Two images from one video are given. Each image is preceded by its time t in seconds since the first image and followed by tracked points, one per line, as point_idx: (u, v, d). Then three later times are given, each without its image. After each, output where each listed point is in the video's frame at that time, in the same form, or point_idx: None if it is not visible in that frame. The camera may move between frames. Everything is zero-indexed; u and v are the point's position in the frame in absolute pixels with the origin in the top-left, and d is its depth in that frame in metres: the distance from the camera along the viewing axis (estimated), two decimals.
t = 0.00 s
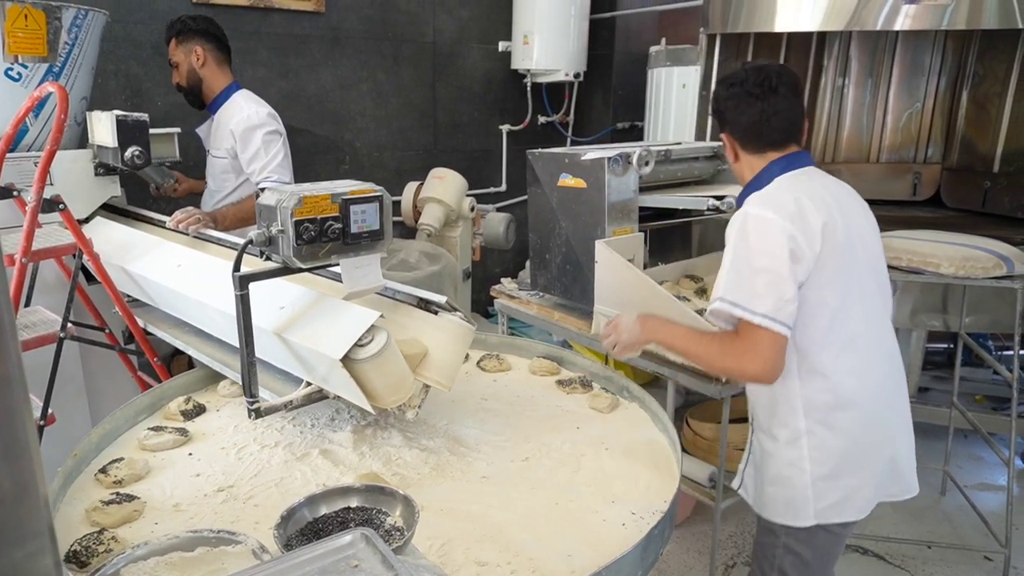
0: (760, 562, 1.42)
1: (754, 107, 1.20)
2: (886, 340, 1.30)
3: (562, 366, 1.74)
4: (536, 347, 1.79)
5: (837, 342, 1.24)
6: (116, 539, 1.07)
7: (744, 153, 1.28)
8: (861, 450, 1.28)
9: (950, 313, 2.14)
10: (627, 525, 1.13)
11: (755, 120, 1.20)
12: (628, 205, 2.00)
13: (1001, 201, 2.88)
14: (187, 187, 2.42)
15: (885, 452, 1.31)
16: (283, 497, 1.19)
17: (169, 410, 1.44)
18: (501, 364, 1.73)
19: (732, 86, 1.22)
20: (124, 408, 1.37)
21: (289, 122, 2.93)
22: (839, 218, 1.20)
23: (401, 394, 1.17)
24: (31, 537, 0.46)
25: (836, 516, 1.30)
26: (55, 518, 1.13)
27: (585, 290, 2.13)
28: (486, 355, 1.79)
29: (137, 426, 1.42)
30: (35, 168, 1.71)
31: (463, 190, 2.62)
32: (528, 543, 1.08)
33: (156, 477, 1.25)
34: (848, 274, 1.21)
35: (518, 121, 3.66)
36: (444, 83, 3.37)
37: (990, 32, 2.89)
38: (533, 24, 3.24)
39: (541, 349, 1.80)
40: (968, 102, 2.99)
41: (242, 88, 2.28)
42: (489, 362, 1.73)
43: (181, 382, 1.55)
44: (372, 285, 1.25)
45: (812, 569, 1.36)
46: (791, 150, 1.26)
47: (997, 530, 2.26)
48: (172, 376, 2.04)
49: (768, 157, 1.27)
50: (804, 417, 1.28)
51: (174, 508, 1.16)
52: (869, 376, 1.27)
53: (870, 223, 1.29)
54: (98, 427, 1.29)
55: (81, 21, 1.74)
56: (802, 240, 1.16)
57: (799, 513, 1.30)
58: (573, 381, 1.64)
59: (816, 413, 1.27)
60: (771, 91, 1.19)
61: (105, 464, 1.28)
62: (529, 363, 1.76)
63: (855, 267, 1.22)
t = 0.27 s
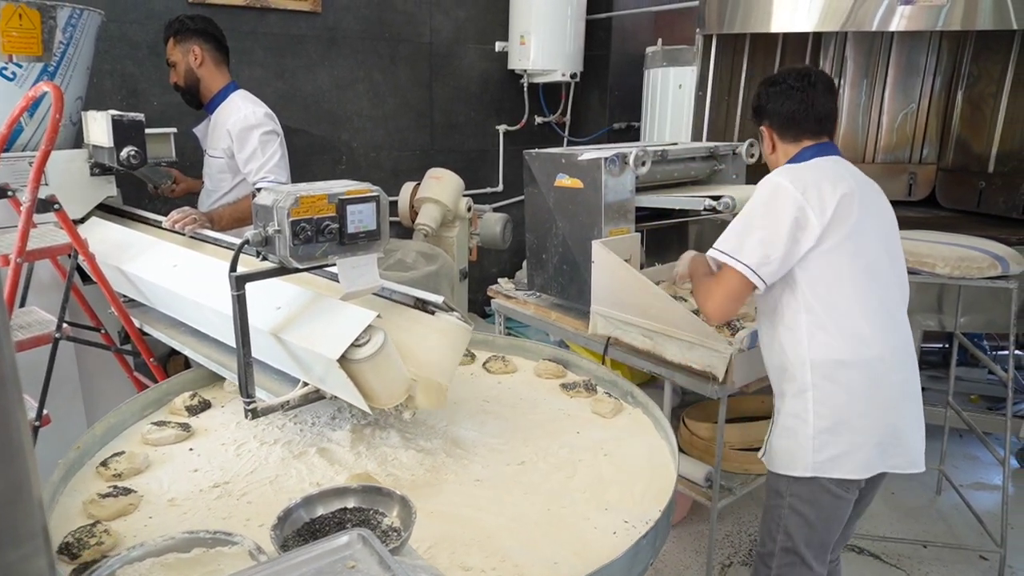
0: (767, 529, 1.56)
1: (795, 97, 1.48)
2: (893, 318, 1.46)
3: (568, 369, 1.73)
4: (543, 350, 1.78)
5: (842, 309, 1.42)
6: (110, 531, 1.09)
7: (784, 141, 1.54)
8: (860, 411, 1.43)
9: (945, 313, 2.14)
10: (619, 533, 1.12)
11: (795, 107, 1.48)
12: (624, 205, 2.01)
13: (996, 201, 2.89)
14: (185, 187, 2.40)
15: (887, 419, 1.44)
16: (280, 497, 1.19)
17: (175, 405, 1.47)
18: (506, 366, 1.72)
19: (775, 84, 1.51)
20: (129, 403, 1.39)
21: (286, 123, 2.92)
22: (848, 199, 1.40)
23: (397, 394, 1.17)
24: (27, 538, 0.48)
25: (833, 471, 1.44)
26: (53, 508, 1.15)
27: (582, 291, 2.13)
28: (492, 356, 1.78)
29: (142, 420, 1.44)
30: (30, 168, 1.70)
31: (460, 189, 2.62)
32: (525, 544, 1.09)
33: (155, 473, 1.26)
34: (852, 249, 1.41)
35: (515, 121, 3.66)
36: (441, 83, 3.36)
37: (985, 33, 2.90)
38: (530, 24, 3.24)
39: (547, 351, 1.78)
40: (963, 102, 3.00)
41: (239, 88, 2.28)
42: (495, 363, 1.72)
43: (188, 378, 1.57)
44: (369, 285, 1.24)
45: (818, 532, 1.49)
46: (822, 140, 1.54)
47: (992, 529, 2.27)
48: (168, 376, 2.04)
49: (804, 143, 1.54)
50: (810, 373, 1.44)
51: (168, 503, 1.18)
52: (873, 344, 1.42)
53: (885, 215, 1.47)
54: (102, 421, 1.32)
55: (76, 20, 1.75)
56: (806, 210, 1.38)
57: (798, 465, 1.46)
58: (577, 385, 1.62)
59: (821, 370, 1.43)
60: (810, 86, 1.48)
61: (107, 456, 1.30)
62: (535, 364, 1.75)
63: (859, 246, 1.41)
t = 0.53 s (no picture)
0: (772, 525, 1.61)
1: (798, 96, 1.61)
2: (877, 308, 1.52)
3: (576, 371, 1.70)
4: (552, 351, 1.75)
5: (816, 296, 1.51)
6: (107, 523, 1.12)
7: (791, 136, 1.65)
8: (834, 393, 1.50)
9: (944, 312, 2.14)
10: (611, 541, 1.10)
11: (796, 105, 1.60)
12: (623, 204, 2.00)
13: (994, 201, 2.89)
14: (183, 190, 2.41)
15: (862, 405, 1.49)
16: (278, 498, 1.19)
17: (181, 400, 1.48)
18: (513, 367, 1.70)
19: (779, 84, 1.63)
20: (137, 397, 1.42)
21: (284, 122, 2.92)
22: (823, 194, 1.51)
23: (396, 394, 1.17)
24: (25, 539, 0.48)
25: (808, 450, 1.52)
26: (55, 499, 1.18)
27: (580, 290, 2.13)
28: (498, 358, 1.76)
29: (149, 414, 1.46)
30: (27, 167, 1.70)
31: (459, 188, 2.62)
32: (523, 544, 1.09)
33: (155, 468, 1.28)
34: (824, 240, 1.51)
35: (513, 120, 3.66)
36: (439, 82, 3.36)
37: (983, 32, 2.90)
38: (528, 23, 3.24)
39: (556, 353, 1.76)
40: (961, 102, 3.00)
41: (238, 87, 2.27)
42: (501, 364, 1.70)
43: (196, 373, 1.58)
44: (367, 285, 1.23)
45: (819, 525, 1.54)
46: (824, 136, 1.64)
47: (990, 528, 2.27)
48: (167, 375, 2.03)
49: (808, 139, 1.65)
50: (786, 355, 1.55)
51: (166, 497, 1.19)
52: (848, 329, 1.50)
53: (875, 210, 1.53)
54: (108, 414, 1.34)
55: (74, 18, 1.74)
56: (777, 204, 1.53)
57: (776, 442, 1.55)
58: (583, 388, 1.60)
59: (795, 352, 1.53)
60: (812, 86, 1.60)
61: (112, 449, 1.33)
62: (541, 366, 1.73)
63: (835, 238, 1.50)
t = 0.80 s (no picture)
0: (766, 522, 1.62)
1: (794, 94, 1.61)
2: (873, 307, 1.51)
3: (584, 374, 1.67)
4: (561, 353, 1.73)
5: (809, 293, 1.52)
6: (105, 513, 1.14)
7: (791, 133, 1.65)
8: (827, 390, 1.50)
9: (943, 311, 2.14)
10: (607, 544, 1.09)
11: (793, 103, 1.61)
12: (622, 203, 2.00)
13: (993, 200, 2.89)
14: (185, 189, 2.40)
15: (854, 402, 1.49)
16: (277, 497, 1.19)
17: (188, 395, 1.50)
18: (521, 367, 1.68)
19: (776, 83, 1.65)
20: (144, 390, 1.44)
21: (283, 120, 2.91)
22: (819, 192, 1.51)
23: (395, 392, 1.17)
24: (23, 538, 0.48)
25: (799, 445, 1.52)
26: (59, 488, 1.21)
27: (580, 289, 2.14)
28: (507, 358, 1.75)
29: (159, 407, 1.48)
30: (24, 165, 1.69)
31: (458, 187, 2.61)
32: (522, 543, 1.08)
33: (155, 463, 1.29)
34: (819, 239, 1.51)
35: (512, 119, 3.66)
36: (439, 80, 3.35)
37: (983, 31, 2.90)
38: (528, 21, 3.24)
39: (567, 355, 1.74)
40: (960, 101, 3.00)
41: (237, 85, 2.27)
42: (509, 365, 1.69)
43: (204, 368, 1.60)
44: (367, 283, 1.23)
45: (812, 522, 1.54)
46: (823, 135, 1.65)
47: (989, 527, 2.27)
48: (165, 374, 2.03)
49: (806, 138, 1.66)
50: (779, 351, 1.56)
51: (165, 490, 1.21)
52: (841, 326, 1.50)
53: (873, 208, 1.53)
54: (115, 407, 1.37)
55: (72, 16, 1.74)
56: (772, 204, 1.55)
57: (767, 437, 1.56)
58: (591, 391, 1.57)
59: (788, 348, 1.54)
60: (809, 84, 1.61)
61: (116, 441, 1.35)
62: (551, 368, 1.70)
63: (830, 237, 1.50)
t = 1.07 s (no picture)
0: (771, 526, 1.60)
1: (790, 106, 1.63)
2: (877, 306, 1.52)
3: (593, 378, 1.67)
4: (570, 355, 1.71)
5: (817, 291, 1.51)
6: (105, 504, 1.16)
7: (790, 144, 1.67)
8: (834, 389, 1.49)
9: (943, 311, 2.14)
10: (607, 544, 1.09)
11: (790, 115, 1.63)
12: (623, 202, 2.00)
13: (993, 199, 2.89)
14: (186, 187, 2.40)
15: (861, 400, 1.49)
16: (277, 497, 1.19)
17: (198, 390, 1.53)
18: (529, 368, 1.68)
19: (773, 96, 1.66)
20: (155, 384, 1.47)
21: (283, 119, 2.91)
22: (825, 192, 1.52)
23: (395, 392, 1.17)
24: (24, 538, 0.48)
25: (808, 444, 1.51)
26: (65, 477, 1.24)
27: (580, 288, 2.14)
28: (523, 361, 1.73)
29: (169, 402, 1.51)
30: (24, 164, 1.69)
31: (458, 186, 2.61)
32: (522, 543, 1.09)
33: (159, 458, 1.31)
34: (826, 238, 1.51)
35: (513, 118, 3.66)
36: (439, 79, 3.35)
37: (983, 30, 2.90)
38: (528, 21, 3.23)
39: (576, 358, 1.72)
40: (960, 100, 3.00)
41: (238, 84, 2.27)
42: (516, 366, 1.68)
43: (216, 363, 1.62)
44: (367, 282, 1.23)
45: (820, 524, 1.55)
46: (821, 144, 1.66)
47: (989, 526, 2.27)
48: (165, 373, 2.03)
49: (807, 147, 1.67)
50: (785, 350, 1.55)
51: (166, 483, 1.23)
52: (849, 323, 1.50)
53: (874, 209, 1.55)
54: (125, 400, 1.39)
55: (72, 15, 1.75)
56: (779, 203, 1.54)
57: (775, 436, 1.55)
58: (598, 395, 1.57)
59: (794, 348, 1.53)
60: (805, 95, 1.62)
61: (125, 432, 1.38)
62: (559, 371, 1.69)
63: (837, 236, 1.51)
